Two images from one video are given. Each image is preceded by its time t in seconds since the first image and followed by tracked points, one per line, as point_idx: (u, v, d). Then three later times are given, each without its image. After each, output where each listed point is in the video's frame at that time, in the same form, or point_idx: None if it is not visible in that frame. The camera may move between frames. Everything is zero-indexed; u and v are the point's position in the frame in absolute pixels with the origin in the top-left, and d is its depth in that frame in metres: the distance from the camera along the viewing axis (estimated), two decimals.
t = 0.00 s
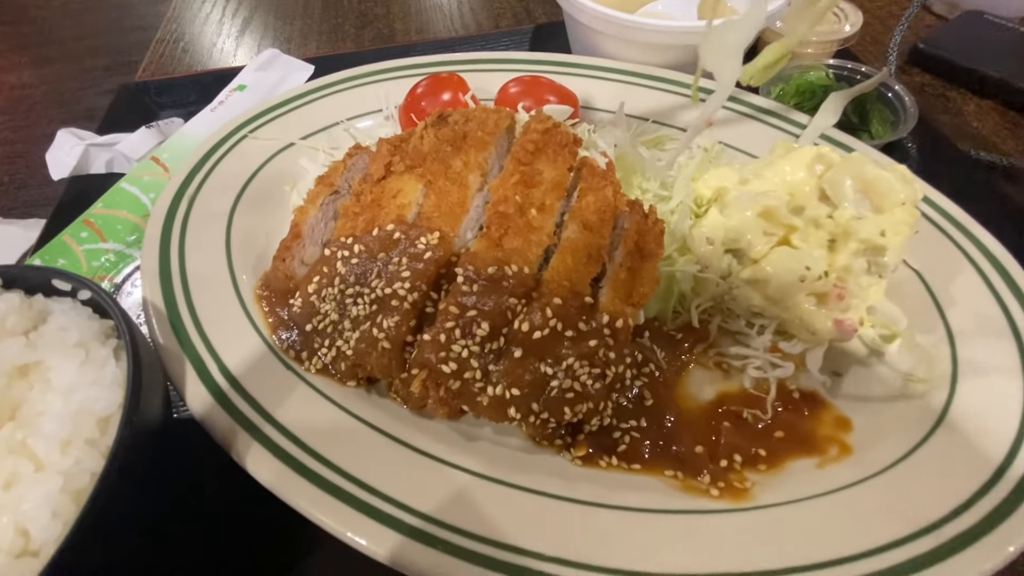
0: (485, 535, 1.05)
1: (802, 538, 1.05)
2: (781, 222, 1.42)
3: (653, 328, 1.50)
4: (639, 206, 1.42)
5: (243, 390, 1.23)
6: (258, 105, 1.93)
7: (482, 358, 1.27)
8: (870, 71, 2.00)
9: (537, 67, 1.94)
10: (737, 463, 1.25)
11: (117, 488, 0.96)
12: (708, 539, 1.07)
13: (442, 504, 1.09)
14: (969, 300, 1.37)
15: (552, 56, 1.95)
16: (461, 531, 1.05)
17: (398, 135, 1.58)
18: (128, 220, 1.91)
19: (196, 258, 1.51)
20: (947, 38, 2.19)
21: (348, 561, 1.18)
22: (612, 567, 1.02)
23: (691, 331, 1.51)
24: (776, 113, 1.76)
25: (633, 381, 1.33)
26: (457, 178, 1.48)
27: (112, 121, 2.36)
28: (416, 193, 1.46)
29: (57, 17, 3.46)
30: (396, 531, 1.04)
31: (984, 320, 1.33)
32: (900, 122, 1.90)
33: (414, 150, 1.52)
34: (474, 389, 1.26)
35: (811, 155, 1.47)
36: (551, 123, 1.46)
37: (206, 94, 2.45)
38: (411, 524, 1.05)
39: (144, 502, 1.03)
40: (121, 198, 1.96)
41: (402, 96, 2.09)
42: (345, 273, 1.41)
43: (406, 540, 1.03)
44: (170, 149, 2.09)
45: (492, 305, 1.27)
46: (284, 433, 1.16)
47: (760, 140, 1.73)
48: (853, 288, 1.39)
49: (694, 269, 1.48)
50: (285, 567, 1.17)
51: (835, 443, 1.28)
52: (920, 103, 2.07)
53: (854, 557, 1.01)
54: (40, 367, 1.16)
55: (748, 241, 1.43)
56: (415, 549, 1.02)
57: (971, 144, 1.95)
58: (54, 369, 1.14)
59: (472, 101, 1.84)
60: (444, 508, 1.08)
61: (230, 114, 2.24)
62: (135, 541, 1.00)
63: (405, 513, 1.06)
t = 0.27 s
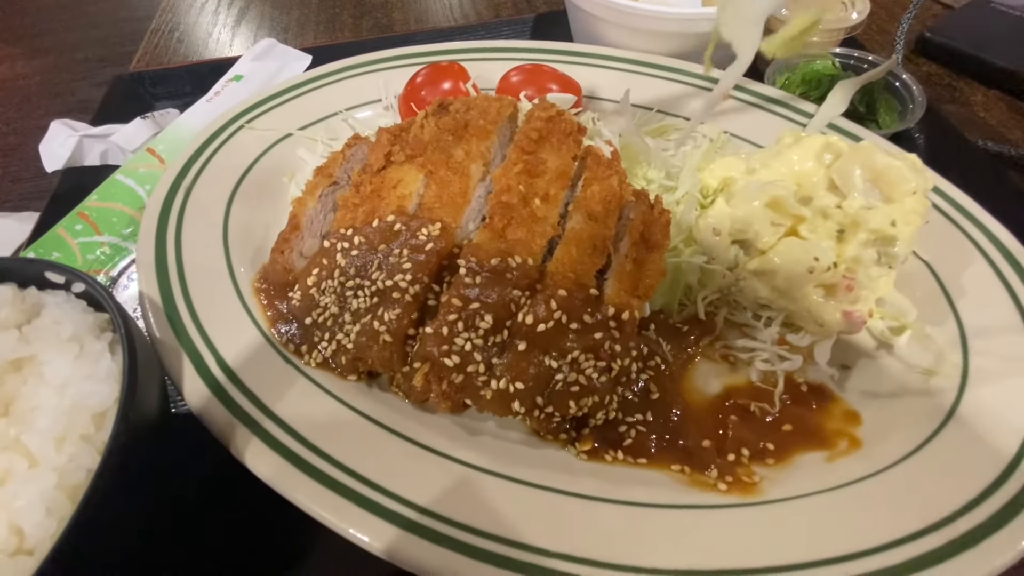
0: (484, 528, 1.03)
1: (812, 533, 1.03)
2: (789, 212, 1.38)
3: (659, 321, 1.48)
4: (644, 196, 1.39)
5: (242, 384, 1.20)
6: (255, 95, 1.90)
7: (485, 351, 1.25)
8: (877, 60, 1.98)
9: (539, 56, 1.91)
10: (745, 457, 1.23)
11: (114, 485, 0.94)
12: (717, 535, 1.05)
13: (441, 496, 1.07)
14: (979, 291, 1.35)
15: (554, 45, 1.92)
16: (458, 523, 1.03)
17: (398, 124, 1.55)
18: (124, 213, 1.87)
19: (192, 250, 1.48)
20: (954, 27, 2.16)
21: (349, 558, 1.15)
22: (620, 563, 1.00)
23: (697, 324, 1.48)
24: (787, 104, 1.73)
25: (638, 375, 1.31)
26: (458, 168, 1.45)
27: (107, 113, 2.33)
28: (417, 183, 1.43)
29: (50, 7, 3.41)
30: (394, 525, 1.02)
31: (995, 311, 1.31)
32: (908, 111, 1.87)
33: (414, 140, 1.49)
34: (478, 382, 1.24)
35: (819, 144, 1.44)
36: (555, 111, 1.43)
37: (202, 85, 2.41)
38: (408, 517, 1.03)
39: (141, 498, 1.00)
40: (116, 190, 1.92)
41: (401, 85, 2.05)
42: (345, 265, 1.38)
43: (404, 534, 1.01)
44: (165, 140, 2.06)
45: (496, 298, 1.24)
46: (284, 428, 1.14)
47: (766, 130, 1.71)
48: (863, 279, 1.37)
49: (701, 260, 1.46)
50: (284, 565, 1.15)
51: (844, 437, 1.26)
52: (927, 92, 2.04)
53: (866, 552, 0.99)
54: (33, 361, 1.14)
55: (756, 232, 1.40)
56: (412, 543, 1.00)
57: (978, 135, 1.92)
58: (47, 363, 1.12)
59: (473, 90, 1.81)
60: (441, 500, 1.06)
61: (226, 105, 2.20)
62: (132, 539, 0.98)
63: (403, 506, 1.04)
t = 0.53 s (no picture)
0: (476, 531, 1.00)
1: (822, 537, 1.00)
2: (796, 207, 1.37)
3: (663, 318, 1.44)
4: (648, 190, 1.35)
5: (234, 384, 1.17)
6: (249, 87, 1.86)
7: (484, 350, 1.21)
8: (884, 51, 1.94)
9: (539, 47, 1.87)
10: (752, 459, 1.20)
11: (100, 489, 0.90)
12: (724, 539, 1.01)
13: (430, 496, 1.04)
14: (991, 287, 1.32)
15: (553, 36, 1.88)
16: (448, 524, 1.00)
17: (395, 117, 1.52)
18: (115, 208, 1.83)
19: (184, 246, 1.44)
20: (961, 19, 2.12)
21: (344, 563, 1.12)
22: (624, 569, 0.97)
23: (701, 321, 1.45)
24: (791, 96, 1.70)
25: (642, 374, 1.27)
26: (457, 161, 1.41)
27: (99, 106, 2.28)
28: (415, 176, 1.39)
29: None
30: (380, 525, 0.99)
31: (1008, 308, 1.28)
32: (916, 105, 1.83)
33: (412, 132, 1.45)
34: (477, 382, 1.20)
35: (827, 137, 1.42)
36: (557, 103, 1.39)
37: (196, 78, 2.37)
38: (397, 518, 1.00)
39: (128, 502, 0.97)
40: (107, 185, 1.88)
41: (398, 78, 2.01)
42: (341, 261, 1.34)
43: (390, 534, 0.98)
44: (158, 134, 2.02)
45: (496, 295, 1.21)
46: (277, 430, 1.11)
47: (771, 123, 1.67)
48: (873, 275, 1.34)
49: (706, 256, 1.42)
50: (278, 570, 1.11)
51: (853, 437, 1.22)
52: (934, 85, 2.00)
53: (877, 557, 0.96)
54: (17, 361, 1.10)
55: (762, 228, 1.38)
56: (400, 543, 0.97)
57: (987, 129, 1.89)
58: (32, 363, 1.09)
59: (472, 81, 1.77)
60: (431, 500, 1.03)
61: (219, 97, 2.16)
62: (118, 545, 0.95)
63: (390, 505, 1.02)
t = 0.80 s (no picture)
0: (476, 532, 1.00)
1: (825, 538, 1.00)
2: (799, 208, 1.37)
3: (666, 319, 1.44)
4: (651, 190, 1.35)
5: (236, 384, 1.17)
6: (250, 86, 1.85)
7: (487, 350, 1.21)
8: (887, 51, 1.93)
9: (541, 47, 1.87)
10: (754, 460, 1.20)
11: (103, 490, 0.90)
12: (726, 540, 1.01)
13: (430, 496, 1.04)
14: (994, 288, 1.32)
15: (555, 35, 1.87)
16: (448, 524, 1.00)
17: (398, 117, 1.51)
18: (116, 208, 1.83)
19: (185, 246, 1.44)
20: (964, 18, 2.11)
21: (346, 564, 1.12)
22: (626, 570, 0.97)
23: (703, 322, 1.45)
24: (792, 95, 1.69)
25: (644, 375, 1.27)
26: (459, 161, 1.41)
27: (99, 106, 2.28)
28: (417, 177, 1.39)
29: None
30: (382, 525, 0.99)
31: (1011, 308, 1.28)
32: (919, 105, 1.83)
33: (414, 133, 1.45)
34: (479, 383, 1.20)
35: (830, 138, 1.42)
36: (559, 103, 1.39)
37: (196, 77, 2.36)
38: (396, 516, 1.00)
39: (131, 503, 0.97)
40: (108, 184, 1.88)
41: (400, 77, 2.01)
42: (342, 261, 1.34)
43: (390, 534, 0.98)
44: (159, 133, 2.02)
45: (498, 295, 1.21)
46: (279, 430, 1.10)
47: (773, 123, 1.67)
48: (876, 276, 1.34)
49: (709, 256, 1.42)
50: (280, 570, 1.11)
51: (856, 439, 1.22)
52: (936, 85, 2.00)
53: (880, 559, 0.96)
54: (20, 362, 1.10)
55: (765, 228, 1.38)
56: (400, 543, 0.98)
57: (989, 129, 1.88)
58: (35, 363, 1.09)
59: (473, 81, 1.77)
60: (431, 499, 1.03)
61: (220, 96, 2.16)
62: (121, 546, 0.95)
63: (391, 505, 1.02)
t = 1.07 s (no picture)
0: (466, 541, 0.99)
1: (819, 547, 1.00)
2: (795, 213, 1.38)
3: (662, 325, 1.45)
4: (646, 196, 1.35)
5: (230, 390, 1.16)
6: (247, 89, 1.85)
7: (481, 357, 1.21)
8: (885, 54, 1.93)
9: (538, 50, 1.86)
10: (748, 467, 1.19)
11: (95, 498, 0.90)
12: (720, 548, 1.01)
13: (425, 504, 1.04)
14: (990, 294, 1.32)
15: (552, 39, 1.87)
16: (440, 533, 1.00)
17: (393, 121, 1.51)
18: (112, 211, 1.83)
19: (180, 250, 1.43)
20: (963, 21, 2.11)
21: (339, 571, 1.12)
22: None
23: (699, 327, 1.44)
24: (788, 99, 1.69)
25: (639, 381, 1.27)
26: (455, 167, 1.40)
27: (96, 107, 2.27)
28: (413, 181, 1.39)
29: None
30: (376, 534, 0.99)
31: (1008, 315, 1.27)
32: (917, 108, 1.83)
33: (409, 137, 1.44)
34: (473, 390, 1.20)
35: (826, 143, 1.42)
36: (555, 108, 1.39)
37: (194, 78, 2.36)
38: (391, 525, 1.00)
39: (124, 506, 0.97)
40: (104, 187, 1.88)
41: (396, 80, 2.00)
42: (337, 267, 1.34)
43: (384, 543, 0.98)
44: (155, 136, 2.01)
45: (493, 302, 1.21)
46: (272, 437, 1.10)
47: (769, 127, 1.66)
48: (871, 283, 1.37)
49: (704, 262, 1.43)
50: None
51: (851, 446, 1.22)
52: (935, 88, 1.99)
53: (874, 568, 0.96)
54: (13, 368, 1.10)
55: (761, 234, 1.40)
56: (392, 551, 0.98)
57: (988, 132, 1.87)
58: (27, 370, 1.08)
59: (470, 84, 1.77)
60: (425, 507, 1.03)
61: (217, 98, 2.15)
62: (112, 554, 0.95)
63: (385, 513, 1.02)
